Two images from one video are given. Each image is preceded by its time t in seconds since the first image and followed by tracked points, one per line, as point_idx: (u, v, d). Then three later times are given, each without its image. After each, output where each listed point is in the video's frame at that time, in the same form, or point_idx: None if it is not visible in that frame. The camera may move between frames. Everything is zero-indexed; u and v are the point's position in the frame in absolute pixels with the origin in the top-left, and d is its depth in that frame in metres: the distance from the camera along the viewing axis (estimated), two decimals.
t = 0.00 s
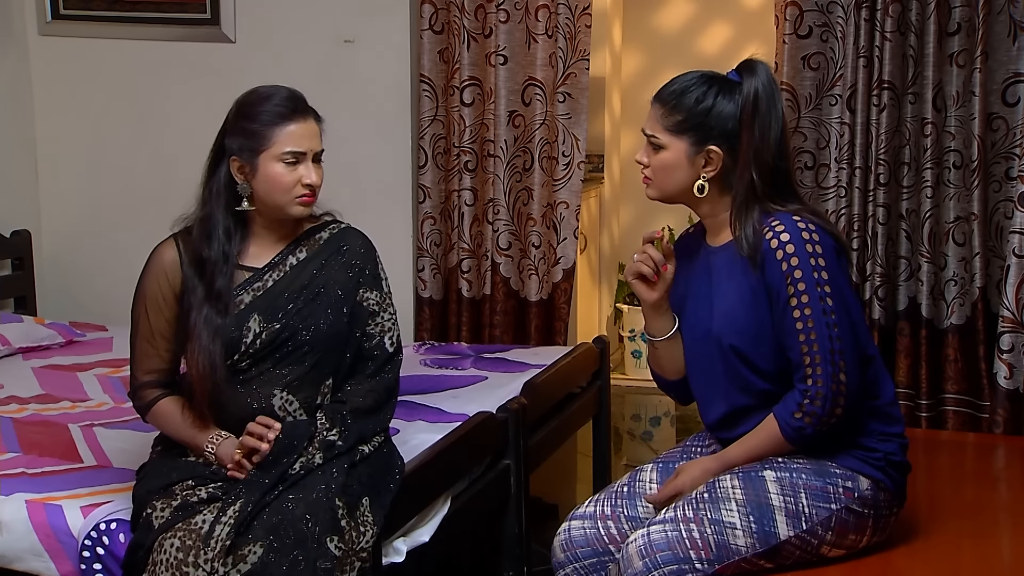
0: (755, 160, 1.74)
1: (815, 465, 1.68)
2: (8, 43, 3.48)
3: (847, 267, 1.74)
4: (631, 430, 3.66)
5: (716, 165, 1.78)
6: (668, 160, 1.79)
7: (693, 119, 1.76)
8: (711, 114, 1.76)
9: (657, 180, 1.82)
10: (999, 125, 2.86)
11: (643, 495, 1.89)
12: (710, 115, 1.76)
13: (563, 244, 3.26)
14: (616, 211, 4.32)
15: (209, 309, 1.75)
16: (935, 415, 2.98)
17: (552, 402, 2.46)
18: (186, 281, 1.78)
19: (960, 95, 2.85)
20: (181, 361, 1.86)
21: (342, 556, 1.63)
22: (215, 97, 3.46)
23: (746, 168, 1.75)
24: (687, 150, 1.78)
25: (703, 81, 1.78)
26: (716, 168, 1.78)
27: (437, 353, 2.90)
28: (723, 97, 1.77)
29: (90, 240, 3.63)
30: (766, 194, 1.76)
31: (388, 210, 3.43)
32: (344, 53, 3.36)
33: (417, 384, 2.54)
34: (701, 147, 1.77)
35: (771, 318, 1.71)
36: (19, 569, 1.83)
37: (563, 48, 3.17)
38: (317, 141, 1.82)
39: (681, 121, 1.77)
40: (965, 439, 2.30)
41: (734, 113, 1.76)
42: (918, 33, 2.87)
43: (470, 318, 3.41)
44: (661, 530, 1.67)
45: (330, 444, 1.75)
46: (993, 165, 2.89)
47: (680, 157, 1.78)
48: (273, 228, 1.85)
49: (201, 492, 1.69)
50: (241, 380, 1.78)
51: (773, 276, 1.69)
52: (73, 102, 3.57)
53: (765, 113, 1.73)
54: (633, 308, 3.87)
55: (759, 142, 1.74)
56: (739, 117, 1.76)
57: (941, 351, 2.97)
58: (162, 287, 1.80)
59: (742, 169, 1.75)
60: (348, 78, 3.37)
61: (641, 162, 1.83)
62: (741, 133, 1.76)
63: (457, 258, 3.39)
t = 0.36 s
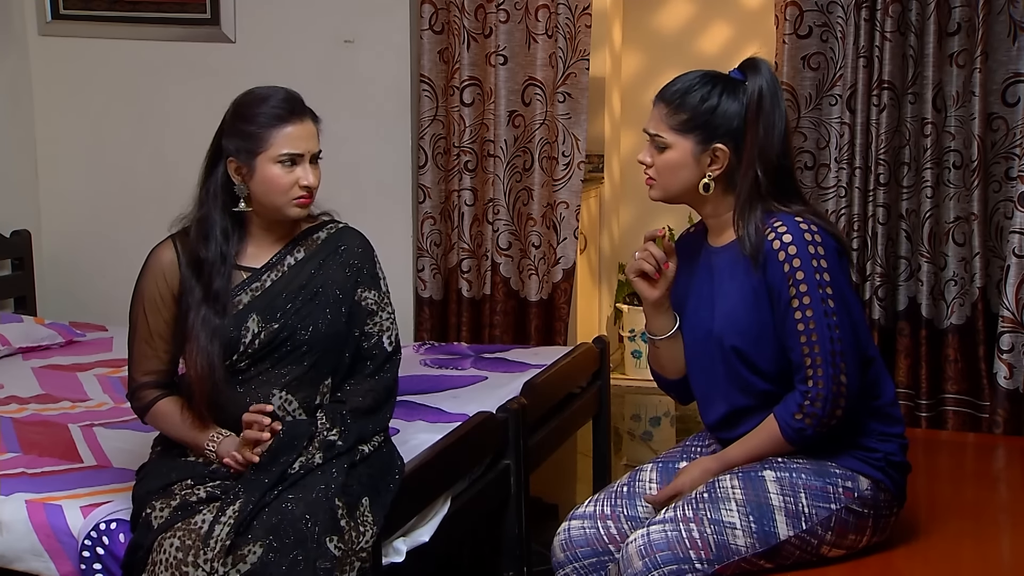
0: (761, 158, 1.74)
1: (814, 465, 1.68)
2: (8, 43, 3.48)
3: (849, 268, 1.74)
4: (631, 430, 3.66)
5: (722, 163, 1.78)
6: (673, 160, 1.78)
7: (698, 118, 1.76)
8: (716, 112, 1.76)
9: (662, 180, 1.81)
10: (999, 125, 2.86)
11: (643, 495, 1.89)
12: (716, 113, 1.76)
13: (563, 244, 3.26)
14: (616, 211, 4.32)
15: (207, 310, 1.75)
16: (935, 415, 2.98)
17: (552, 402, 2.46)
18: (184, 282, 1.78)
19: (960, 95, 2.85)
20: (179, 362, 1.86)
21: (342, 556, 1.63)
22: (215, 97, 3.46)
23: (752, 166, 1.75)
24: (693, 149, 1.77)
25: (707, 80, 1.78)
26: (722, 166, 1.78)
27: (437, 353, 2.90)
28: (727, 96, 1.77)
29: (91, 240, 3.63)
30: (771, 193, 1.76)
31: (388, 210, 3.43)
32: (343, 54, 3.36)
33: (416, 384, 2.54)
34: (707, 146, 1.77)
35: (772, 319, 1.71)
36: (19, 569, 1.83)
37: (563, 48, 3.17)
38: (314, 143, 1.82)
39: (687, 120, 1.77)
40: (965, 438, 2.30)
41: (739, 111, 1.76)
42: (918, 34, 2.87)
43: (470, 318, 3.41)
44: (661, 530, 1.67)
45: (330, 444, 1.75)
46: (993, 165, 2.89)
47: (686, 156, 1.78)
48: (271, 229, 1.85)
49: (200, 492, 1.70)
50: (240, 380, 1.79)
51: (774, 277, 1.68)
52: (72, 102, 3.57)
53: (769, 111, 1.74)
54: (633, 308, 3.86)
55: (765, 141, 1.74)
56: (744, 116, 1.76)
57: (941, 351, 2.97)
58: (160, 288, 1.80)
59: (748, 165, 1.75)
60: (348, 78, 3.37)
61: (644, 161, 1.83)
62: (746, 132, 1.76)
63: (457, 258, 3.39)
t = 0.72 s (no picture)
0: (768, 158, 1.75)
1: (815, 466, 1.68)
2: (8, 43, 3.48)
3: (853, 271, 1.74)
4: (631, 430, 3.66)
5: (727, 163, 1.78)
6: (678, 160, 1.78)
7: (702, 118, 1.76)
8: (720, 112, 1.76)
9: (666, 181, 1.81)
10: (998, 125, 2.86)
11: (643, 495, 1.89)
12: (720, 113, 1.76)
13: (563, 244, 3.25)
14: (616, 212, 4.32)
15: (208, 312, 1.75)
16: (934, 415, 2.98)
17: (552, 402, 2.46)
18: (185, 283, 1.78)
19: (960, 95, 2.85)
20: (179, 362, 1.86)
21: (342, 556, 1.63)
22: (214, 97, 3.46)
23: (758, 166, 1.75)
24: (697, 149, 1.77)
25: (709, 80, 1.78)
26: (727, 166, 1.78)
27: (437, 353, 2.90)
28: (730, 96, 1.77)
29: (90, 240, 3.63)
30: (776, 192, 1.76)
31: (388, 210, 3.43)
32: (343, 54, 3.36)
33: (416, 384, 2.54)
34: (711, 145, 1.77)
35: (776, 323, 1.71)
36: (19, 569, 1.82)
37: (562, 48, 3.17)
38: (315, 141, 1.82)
39: (691, 120, 1.77)
40: (965, 438, 2.30)
41: (744, 110, 1.76)
42: (917, 34, 2.87)
43: (469, 318, 3.41)
44: (661, 530, 1.67)
45: (330, 444, 1.75)
46: (993, 165, 2.89)
47: (690, 157, 1.78)
48: (273, 229, 1.85)
49: (200, 492, 1.69)
50: (240, 381, 1.79)
51: (779, 280, 1.69)
52: (72, 102, 3.57)
53: (774, 109, 1.74)
54: (632, 308, 3.83)
55: (770, 139, 1.74)
56: (748, 114, 1.76)
57: (941, 352, 2.97)
58: (161, 288, 1.80)
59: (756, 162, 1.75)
60: (348, 78, 3.37)
61: (649, 164, 1.83)
62: (751, 131, 1.76)
63: (456, 258, 3.39)
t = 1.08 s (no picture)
0: (777, 162, 1.76)
1: (815, 466, 1.68)
2: (8, 43, 3.48)
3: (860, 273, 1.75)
4: (631, 430, 3.65)
5: (730, 169, 1.77)
6: (682, 163, 1.78)
7: (709, 122, 1.75)
8: (728, 117, 1.75)
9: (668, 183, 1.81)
10: (998, 125, 2.86)
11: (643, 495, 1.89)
12: (728, 118, 1.75)
13: (563, 243, 3.25)
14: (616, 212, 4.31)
15: (209, 312, 1.75)
16: (934, 415, 2.98)
17: (552, 402, 2.46)
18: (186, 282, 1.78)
19: (960, 95, 2.85)
20: (180, 361, 1.85)
21: (341, 556, 1.63)
22: (215, 96, 3.46)
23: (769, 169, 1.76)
24: (702, 154, 1.77)
25: (717, 83, 1.77)
26: (731, 171, 1.77)
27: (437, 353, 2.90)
28: (738, 101, 1.76)
29: (90, 240, 3.63)
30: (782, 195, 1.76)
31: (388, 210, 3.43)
32: (344, 53, 3.36)
33: (416, 384, 2.54)
34: (717, 150, 1.76)
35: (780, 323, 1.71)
36: (18, 568, 1.82)
37: (562, 48, 3.17)
38: (317, 141, 1.82)
39: (698, 124, 1.76)
40: (965, 438, 2.30)
41: (752, 116, 1.75)
42: (917, 33, 2.87)
43: (469, 317, 3.41)
44: (662, 530, 1.67)
45: (330, 444, 1.75)
46: (993, 165, 2.89)
47: (694, 160, 1.77)
48: (274, 229, 1.85)
49: (200, 492, 1.69)
50: (240, 381, 1.79)
51: (789, 280, 1.68)
52: (72, 102, 3.57)
53: (784, 115, 1.75)
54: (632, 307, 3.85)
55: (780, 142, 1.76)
56: (756, 120, 1.75)
57: (940, 351, 2.97)
58: (161, 287, 1.80)
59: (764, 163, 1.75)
60: (348, 78, 3.37)
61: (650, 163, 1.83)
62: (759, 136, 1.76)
63: (456, 257, 3.39)
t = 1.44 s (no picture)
0: (761, 166, 1.74)
1: (814, 466, 1.68)
2: (7, 43, 3.48)
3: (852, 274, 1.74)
4: (630, 430, 3.66)
5: (715, 168, 1.78)
6: (666, 162, 1.78)
7: (692, 121, 1.76)
8: (711, 117, 1.76)
9: (653, 183, 1.81)
10: (998, 124, 2.87)
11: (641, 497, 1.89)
12: (711, 117, 1.76)
13: (562, 243, 3.25)
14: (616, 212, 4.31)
15: (210, 311, 1.75)
16: (934, 414, 2.98)
17: (552, 402, 2.46)
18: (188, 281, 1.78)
19: (960, 95, 2.85)
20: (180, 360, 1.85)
21: (342, 555, 1.63)
22: (215, 96, 3.46)
23: (754, 174, 1.74)
24: (686, 153, 1.77)
25: (704, 84, 1.78)
26: (715, 171, 1.78)
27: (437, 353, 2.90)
28: (723, 101, 1.77)
29: (90, 240, 3.63)
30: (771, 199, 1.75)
31: (388, 209, 3.43)
32: (344, 53, 3.36)
33: (416, 384, 2.55)
34: (700, 150, 1.77)
35: (773, 330, 1.71)
36: (18, 568, 1.83)
37: (562, 47, 3.17)
38: (317, 141, 1.82)
39: (681, 123, 1.77)
40: (964, 438, 2.30)
41: (736, 116, 1.76)
42: (917, 33, 2.87)
43: (469, 317, 3.41)
44: (662, 531, 1.67)
45: (330, 444, 1.75)
46: (992, 165, 2.89)
47: (679, 159, 1.78)
48: (274, 229, 1.85)
49: (201, 491, 1.69)
50: (241, 380, 1.79)
51: (779, 287, 1.68)
52: (72, 102, 3.57)
53: (768, 116, 1.74)
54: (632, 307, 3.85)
55: (765, 145, 1.74)
56: (740, 120, 1.76)
57: (940, 351, 2.97)
58: (163, 286, 1.80)
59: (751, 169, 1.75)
60: (348, 78, 3.37)
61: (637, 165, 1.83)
62: (744, 137, 1.76)
63: (456, 257, 3.39)
